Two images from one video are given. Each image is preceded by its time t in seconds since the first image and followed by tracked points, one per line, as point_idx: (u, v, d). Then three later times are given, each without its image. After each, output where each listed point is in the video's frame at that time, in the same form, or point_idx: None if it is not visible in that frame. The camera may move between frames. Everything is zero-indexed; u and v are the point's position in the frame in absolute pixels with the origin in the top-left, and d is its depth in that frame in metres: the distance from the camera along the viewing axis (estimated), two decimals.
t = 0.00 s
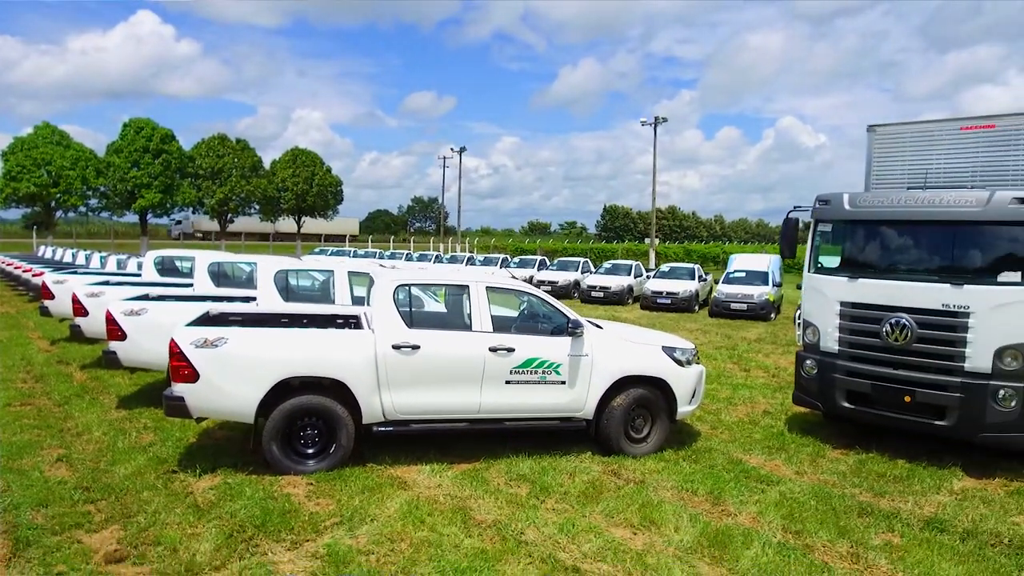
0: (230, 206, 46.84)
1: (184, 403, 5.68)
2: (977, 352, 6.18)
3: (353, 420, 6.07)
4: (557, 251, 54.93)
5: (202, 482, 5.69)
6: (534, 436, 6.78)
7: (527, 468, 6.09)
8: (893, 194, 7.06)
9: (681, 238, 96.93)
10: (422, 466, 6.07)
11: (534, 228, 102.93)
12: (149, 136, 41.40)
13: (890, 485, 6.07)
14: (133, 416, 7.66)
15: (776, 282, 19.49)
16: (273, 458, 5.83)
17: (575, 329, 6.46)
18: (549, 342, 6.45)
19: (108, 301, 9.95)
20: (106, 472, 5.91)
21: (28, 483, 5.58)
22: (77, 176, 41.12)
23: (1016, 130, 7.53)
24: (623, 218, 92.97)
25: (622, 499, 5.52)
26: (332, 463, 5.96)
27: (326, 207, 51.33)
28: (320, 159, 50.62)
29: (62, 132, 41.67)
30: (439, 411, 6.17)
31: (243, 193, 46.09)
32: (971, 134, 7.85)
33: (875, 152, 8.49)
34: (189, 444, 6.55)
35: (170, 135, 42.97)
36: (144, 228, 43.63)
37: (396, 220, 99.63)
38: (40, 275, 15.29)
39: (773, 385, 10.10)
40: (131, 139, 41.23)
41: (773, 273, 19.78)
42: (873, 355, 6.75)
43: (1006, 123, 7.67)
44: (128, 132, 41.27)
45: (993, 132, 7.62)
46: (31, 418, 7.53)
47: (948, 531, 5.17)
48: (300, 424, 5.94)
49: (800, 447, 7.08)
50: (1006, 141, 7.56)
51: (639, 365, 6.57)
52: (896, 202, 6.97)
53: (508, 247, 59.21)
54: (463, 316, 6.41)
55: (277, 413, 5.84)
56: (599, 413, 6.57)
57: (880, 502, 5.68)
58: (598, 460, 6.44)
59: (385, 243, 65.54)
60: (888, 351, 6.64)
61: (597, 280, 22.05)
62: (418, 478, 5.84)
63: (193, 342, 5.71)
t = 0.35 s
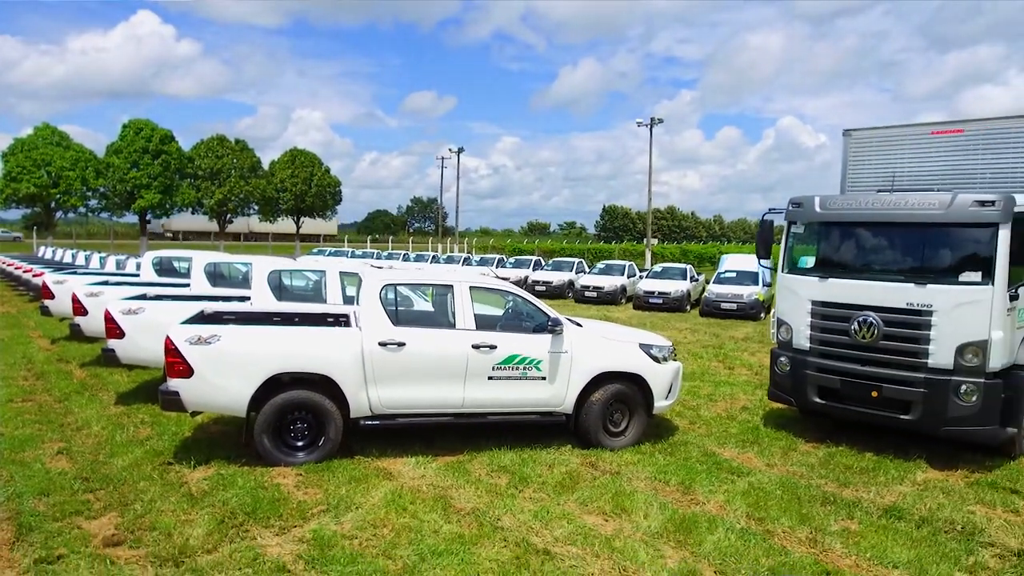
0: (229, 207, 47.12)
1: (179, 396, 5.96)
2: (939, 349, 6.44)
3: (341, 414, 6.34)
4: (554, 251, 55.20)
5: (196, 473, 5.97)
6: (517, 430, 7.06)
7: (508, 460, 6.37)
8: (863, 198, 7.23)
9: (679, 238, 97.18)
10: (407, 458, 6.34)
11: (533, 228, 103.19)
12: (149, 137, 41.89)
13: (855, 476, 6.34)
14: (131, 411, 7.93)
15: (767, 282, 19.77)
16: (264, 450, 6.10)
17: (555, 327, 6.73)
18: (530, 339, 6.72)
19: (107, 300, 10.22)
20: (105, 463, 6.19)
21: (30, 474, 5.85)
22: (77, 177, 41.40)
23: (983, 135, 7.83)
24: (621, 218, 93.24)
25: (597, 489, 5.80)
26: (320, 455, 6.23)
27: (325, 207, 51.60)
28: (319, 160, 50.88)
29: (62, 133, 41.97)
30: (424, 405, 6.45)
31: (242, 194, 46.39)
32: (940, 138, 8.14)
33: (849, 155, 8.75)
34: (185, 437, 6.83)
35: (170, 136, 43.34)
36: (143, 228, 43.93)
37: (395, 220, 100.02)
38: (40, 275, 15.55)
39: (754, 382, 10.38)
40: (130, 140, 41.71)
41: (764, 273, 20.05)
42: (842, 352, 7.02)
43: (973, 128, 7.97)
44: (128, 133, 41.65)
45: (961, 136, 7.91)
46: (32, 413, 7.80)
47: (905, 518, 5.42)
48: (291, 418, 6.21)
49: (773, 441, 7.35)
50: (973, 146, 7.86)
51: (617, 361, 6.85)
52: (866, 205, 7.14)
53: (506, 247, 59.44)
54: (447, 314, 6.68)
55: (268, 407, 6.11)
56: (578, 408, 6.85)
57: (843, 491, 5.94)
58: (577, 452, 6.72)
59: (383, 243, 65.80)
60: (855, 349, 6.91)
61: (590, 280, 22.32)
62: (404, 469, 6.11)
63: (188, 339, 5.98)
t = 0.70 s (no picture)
0: (228, 207, 47.41)
1: (174, 388, 6.23)
2: (902, 342, 6.72)
3: (329, 404, 6.63)
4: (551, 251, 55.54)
5: (190, 460, 6.25)
6: (499, 420, 7.36)
7: (490, 449, 6.66)
8: (833, 199, 7.48)
9: (678, 238, 97.48)
10: (393, 447, 6.62)
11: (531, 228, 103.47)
12: (148, 137, 42.21)
13: (821, 464, 6.63)
14: (128, 403, 8.22)
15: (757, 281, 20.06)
16: (255, 439, 6.39)
17: (535, 322, 7.02)
18: (511, 334, 7.01)
19: (106, 297, 10.49)
20: (103, 452, 6.48)
21: (32, 461, 6.14)
22: (77, 177, 41.68)
23: (952, 137, 8.12)
24: (620, 218, 93.55)
25: (572, 475, 6.08)
26: (309, 444, 6.52)
27: (323, 207, 51.89)
28: (317, 161, 51.17)
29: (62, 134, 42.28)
30: (409, 396, 6.74)
31: (241, 194, 46.72)
32: (913, 140, 8.44)
33: (827, 158, 9.08)
34: (180, 428, 7.12)
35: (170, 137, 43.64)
36: (143, 229, 44.23)
37: (394, 220, 100.24)
38: (41, 274, 15.82)
39: (736, 377, 10.68)
40: (130, 141, 42.06)
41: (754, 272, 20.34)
42: (812, 345, 7.30)
43: (943, 129, 8.25)
44: (127, 134, 42.00)
45: (931, 139, 8.23)
46: (33, 406, 8.10)
47: (863, 502, 5.70)
48: (281, 408, 6.50)
49: (746, 432, 7.65)
50: (944, 148, 8.16)
51: (594, 354, 7.14)
52: (836, 206, 7.39)
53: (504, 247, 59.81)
54: (432, 310, 6.95)
55: (259, 398, 6.40)
56: (557, 399, 7.15)
57: (807, 478, 6.23)
58: (557, 442, 7.01)
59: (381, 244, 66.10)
60: (824, 343, 7.19)
61: (584, 279, 22.59)
62: (389, 457, 6.39)
63: (183, 333, 6.25)
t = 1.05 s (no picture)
0: (238, 207, 47.90)
1: (169, 377, 6.51)
2: (877, 336, 6.89)
3: (320, 395, 6.88)
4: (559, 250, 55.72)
5: (185, 447, 6.51)
6: (486, 412, 7.59)
7: (474, 439, 6.88)
8: (812, 197, 7.64)
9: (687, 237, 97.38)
10: (381, 436, 6.86)
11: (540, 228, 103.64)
12: (160, 138, 42.75)
13: (796, 454, 6.81)
14: (131, 395, 8.51)
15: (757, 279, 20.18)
16: (248, 427, 6.65)
17: (520, 316, 7.24)
18: (496, 327, 7.23)
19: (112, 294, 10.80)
20: (103, 439, 6.76)
21: (34, 448, 6.43)
22: (90, 178, 42.26)
23: (931, 137, 8.27)
24: (629, 217, 93.57)
25: (552, 464, 6.30)
26: (300, 433, 6.77)
27: (332, 207, 52.32)
28: (327, 161, 51.59)
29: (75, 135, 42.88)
30: (397, 387, 6.97)
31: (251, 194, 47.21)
32: (894, 140, 8.61)
33: (812, 158, 9.28)
34: (178, 418, 7.39)
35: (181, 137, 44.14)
36: (154, 228, 44.79)
37: (404, 219, 100.74)
38: (52, 272, 16.19)
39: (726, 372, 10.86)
40: (141, 142, 42.51)
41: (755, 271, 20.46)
42: (790, 340, 7.48)
43: (923, 129, 8.41)
44: (139, 134, 42.60)
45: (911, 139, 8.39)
46: (40, 397, 8.40)
47: (831, 490, 5.87)
48: (273, 398, 6.76)
49: (728, 424, 7.83)
50: (923, 148, 8.32)
51: (577, 348, 7.36)
52: (815, 202, 7.54)
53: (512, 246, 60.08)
54: (419, 305, 7.18)
55: (252, 388, 6.66)
56: (542, 391, 7.38)
57: (781, 467, 6.42)
58: (541, 432, 7.23)
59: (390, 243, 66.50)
60: (802, 337, 7.37)
61: (586, 278, 22.78)
62: (377, 446, 6.63)
63: (178, 325, 6.53)
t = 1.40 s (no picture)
0: (252, 207, 48.39)
1: (165, 372, 6.73)
2: (857, 334, 6.97)
3: (310, 390, 7.08)
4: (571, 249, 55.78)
5: (179, 440, 6.72)
6: (474, 407, 7.75)
7: (460, 433, 7.04)
8: (797, 196, 7.72)
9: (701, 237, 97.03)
10: (369, 430, 7.04)
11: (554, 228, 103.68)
12: (176, 138, 43.34)
13: (776, 450, 6.91)
14: (132, 390, 8.76)
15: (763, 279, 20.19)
16: (240, 421, 6.85)
17: (505, 314, 7.39)
18: (482, 325, 7.38)
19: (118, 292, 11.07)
20: (101, 432, 6.98)
21: (35, 439, 6.66)
22: (107, 178, 42.92)
23: (917, 136, 8.33)
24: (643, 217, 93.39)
25: (533, 458, 6.44)
26: (291, 427, 6.97)
27: (345, 207, 52.72)
28: (340, 161, 52.00)
29: (92, 136, 43.52)
30: (385, 383, 7.15)
31: (265, 194, 47.69)
32: (881, 140, 8.67)
33: (801, 158, 9.35)
34: (175, 411, 7.61)
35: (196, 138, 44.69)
36: (170, 228, 45.39)
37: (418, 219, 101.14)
38: (63, 270, 16.56)
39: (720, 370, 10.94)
40: (157, 142, 43.30)
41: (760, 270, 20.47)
42: (774, 338, 7.57)
43: (909, 128, 8.47)
44: (155, 135, 43.29)
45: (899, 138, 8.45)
46: (44, 391, 8.66)
47: (806, 484, 5.95)
48: (265, 392, 6.96)
49: (713, 421, 7.93)
50: (910, 147, 8.39)
51: (562, 345, 7.50)
52: (800, 201, 7.61)
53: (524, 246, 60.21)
54: (407, 302, 7.35)
55: (244, 383, 6.86)
56: (528, 387, 7.53)
57: (759, 462, 6.52)
58: (527, 427, 7.38)
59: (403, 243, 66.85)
60: (785, 335, 7.46)
61: (592, 277, 22.88)
62: (364, 440, 6.80)
63: (172, 321, 6.73)
